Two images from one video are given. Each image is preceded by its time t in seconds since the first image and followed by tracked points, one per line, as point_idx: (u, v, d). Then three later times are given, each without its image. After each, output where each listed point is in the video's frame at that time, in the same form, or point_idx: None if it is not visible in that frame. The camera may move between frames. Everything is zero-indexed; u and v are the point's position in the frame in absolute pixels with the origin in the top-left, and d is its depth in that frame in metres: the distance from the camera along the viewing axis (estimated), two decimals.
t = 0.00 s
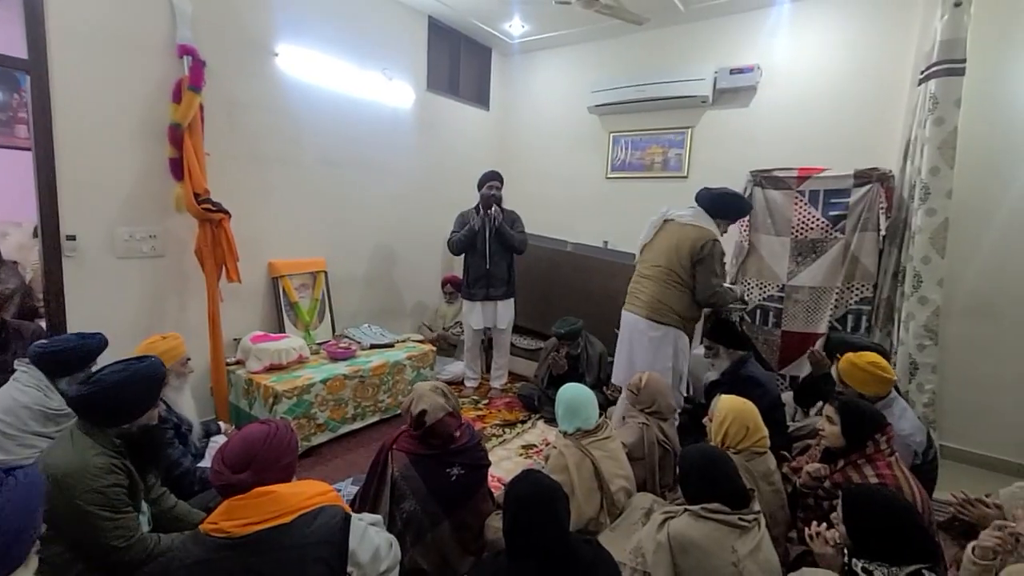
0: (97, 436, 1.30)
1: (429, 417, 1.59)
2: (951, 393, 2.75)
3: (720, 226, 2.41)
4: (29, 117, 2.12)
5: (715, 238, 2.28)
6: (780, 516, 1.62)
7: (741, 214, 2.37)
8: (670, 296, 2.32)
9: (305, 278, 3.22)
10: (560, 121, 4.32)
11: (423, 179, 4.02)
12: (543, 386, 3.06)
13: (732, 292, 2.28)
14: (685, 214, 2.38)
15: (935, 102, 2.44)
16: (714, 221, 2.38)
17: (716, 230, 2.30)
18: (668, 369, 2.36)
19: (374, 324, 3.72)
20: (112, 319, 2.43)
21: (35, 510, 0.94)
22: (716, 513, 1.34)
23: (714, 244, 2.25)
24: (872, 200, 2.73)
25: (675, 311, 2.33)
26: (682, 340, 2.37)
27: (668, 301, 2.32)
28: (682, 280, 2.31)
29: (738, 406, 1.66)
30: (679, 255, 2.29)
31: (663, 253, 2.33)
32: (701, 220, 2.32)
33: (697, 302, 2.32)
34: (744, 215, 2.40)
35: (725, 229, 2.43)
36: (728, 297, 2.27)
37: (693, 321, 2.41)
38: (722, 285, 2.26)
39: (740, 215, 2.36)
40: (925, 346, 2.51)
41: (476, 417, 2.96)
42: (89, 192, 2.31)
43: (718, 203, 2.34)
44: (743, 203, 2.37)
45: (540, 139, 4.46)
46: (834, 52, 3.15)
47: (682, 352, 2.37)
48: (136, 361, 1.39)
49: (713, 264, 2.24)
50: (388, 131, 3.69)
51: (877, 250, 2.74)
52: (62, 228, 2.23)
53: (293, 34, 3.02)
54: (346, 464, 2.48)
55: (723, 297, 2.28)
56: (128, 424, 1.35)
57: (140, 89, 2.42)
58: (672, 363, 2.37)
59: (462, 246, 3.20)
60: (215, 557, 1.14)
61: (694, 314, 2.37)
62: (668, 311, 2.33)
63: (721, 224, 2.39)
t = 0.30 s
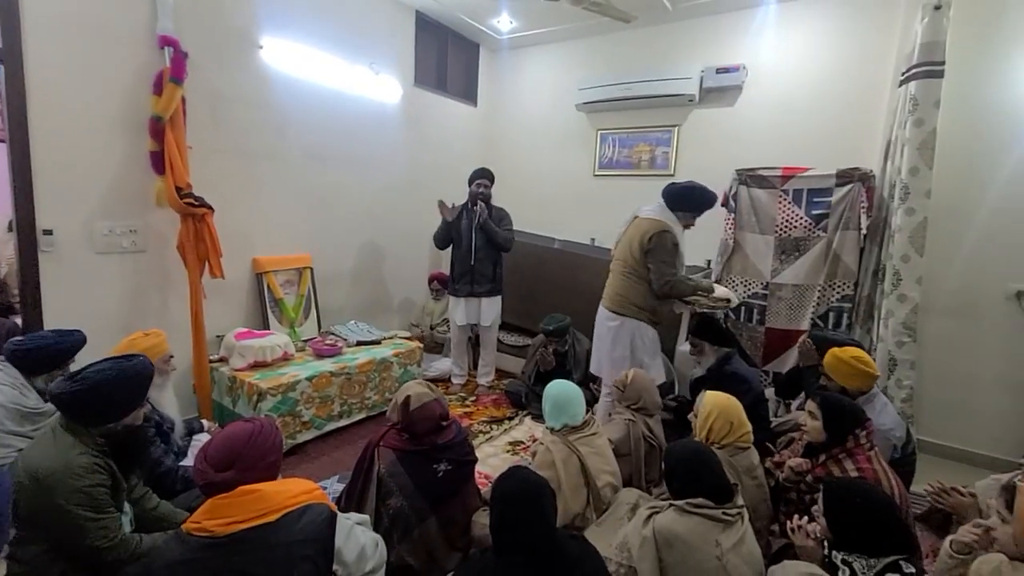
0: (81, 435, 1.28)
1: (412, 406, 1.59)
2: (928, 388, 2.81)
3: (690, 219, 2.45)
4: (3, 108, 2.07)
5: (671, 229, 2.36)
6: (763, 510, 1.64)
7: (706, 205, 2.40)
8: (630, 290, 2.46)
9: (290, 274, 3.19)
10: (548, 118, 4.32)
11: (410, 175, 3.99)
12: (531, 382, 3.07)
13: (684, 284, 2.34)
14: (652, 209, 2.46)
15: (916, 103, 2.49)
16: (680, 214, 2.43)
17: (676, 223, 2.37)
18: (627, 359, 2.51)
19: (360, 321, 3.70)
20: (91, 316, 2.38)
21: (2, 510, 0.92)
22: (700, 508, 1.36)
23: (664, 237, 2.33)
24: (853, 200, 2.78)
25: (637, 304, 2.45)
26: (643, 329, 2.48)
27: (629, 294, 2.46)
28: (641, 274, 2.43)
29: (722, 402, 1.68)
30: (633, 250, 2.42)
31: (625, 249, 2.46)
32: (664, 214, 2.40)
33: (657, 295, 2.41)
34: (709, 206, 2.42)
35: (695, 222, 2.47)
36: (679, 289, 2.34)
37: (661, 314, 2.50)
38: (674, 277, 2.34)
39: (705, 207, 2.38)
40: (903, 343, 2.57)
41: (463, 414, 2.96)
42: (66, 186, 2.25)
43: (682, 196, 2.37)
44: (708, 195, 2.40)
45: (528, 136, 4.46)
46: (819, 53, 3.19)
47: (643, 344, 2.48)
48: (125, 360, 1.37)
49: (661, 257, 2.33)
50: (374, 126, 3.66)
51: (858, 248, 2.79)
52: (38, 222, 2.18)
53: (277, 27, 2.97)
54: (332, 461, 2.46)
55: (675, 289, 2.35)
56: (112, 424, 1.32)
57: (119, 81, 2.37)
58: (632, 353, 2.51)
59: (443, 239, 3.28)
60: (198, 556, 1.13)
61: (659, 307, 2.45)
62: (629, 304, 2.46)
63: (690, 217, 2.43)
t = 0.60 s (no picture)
0: (47, 435, 1.24)
1: (393, 401, 1.61)
2: (897, 381, 2.90)
3: (654, 212, 2.48)
4: None
5: (630, 221, 2.40)
6: (739, 501, 1.68)
7: (670, 197, 2.42)
8: (595, 281, 2.52)
9: (269, 268, 3.13)
10: (531, 113, 4.32)
11: (392, 169, 3.95)
12: (513, 377, 3.08)
13: (638, 274, 2.37)
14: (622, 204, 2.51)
15: (889, 104, 2.55)
16: (644, 207, 2.47)
17: (636, 215, 2.41)
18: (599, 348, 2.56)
19: (341, 316, 3.66)
20: (60, 311, 2.31)
21: None
22: (679, 500, 1.38)
23: (619, 229, 2.38)
24: (828, 198, 2.84)
25: (602, 295, 2.51)
26: (611, 319, 2.51)
27: (593, 285, 2.53)
28: (604, 265, 2.49)
29: (702, 395, 1.72)
30: (596, 241, 2.50)
31: (591, 241, 2.55)
32: (628, 206, 2.44)
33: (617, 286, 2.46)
34: (673, 198, 2.44)
35: (660, 214, 2.50)
36: (633, 279, 2.36)
37: (628, 306, 2.52)
38: (629, 267, 2.37)
39: (668, 200, 2.40)
40: (874, 337, 2.64)
41: (445, 409, 2.95)
42: (32, 176, 2.18)
43: (644, 189, 2.41)
44: (671, 187, 2.42)
45: (510, 131, 4.45)
46: (797, 53, 3.25)
47: (609, 332, 2.51)
48: (95, 356, 1.34)
49: (615, 248, 2.38)
50: (355, 119, 3.61)
51: (832, 245, 2.86)
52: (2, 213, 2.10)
53: (255, 16, 2.90)
54: (312, 458, 2.43)
55: (631, 279, 2.37)
56: (83, 422, 1.28)
57: (89, 68, 2.29)
58: (600, 341, 2.55)
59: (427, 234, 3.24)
60: (174, 556, 1.11)
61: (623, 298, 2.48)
62: (595, 295, 2.52)
63: (654, 210, 2.46)
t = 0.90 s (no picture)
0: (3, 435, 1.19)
1: (371, 396, 1.60)
2: (863, 373, 3.01)
3: (624, 208, 2.49)
4: None
5: (595, 216, 2.41)
6: (713, 491, 1.72)
7: (637, 193, 2.42)
8: (563, 275, 2.55)
9: (241, 262, 3.06)
10: (510, 108, 4.31)
11: (368, 162, 3.89)
12: (491, 372, 3.08)
13: (598, 269, 2.38)
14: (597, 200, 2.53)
15: (858, 104, 2.62)
16: (614, 203, 2.48)
17: (602, 210, 2.43)
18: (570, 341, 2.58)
19: (317, 311, 3.60)
20: (19, 306, 2.21)
21: None
22: (655, 491, 1.41)
23: (583, 223, 2.40)
24: (799, 195, 2.92)
25: (569, 289, 2.53)
26: (575, 312, 2.53)
27: (560, 277, 2.57)
28: (572, 259, 2.51)
29: (680, 388, 1.75)
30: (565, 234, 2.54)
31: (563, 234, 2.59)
32: (598, 201, 2.47)
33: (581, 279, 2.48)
34: (642, 195, 2.44)
35: (630, 210, 2.50)
36: (592, 273, 2.38)
37: (596, 301, 2.52)
38: (589, 261, 2.38)
39: (635, 196, 2.40)
40: (842, 331, 2.73)
41: (423, 404, 2.94)
42: None
43: (614, 185, 2.42)
44: (639, 184, 2.42)
45: (489, 125, 4.43)
46: (771, 52, 3.31)
47: (573, 325, 2.54)
48: (47, 352, 1.30)
49: (578, 242, 2.41)
50: (330, 110, 3.54)
51: (803, 241, 2.93)
52: None
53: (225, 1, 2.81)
54: (287, 455, 2.40)
55: (593, 274, 2.38)
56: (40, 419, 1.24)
57: (49, 51, 2.19)
58: (564, 334, 2.58)
59: (408, 230, 3.16)
60: (142, 557, 1.08)
61: (589, 293, 2.49)
62: (561, 287, 2.56)
63: (623, 206, 2.47)
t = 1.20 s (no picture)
0: None
1: (349, 391, 1.58)
2: (833, 365, 3.10)
3: (596, 207, 2.48)
4: None
5: (565, 213, 2.41)
6: (689, 482, 1.75)
7: (610, 194, 2.41)
8: (534, 269, 2.55)
9: (213, 256, 2.98)
10: (488, 102, 4.29)
11: (345, 155, 3.83)
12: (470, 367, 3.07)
13: (565, 266, 2.38)
14: (573, 198, 2.52)
15: (829, 103, 2.69)
16: (587, 202, 2.47)
17: (572, 207, 2.44)
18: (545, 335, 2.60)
19: (292, 305, 3.54)
20: None
21: None
22: (632, 482, 1.43)
23: (553, 219, 2.40)
24: (773, 191, 2.98)
25: (538, 284, 2.53)
26: (541, 306, 2.53)
27: (530, 271, 2.58)
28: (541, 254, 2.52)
29: (665, 382, 1.77)
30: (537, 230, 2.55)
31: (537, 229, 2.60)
32: (570, 199, 2.47)
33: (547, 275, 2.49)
34: (615, 196, 2.43)
35: (603, 211, 2.48)
36: (556, 270, 2.39)
37: (562, 297, 2.52)
38: (554, 258, 2.39)
39: (606, 196, 2.39)
40: (812, 324, 2.81)
41: (402, 400, 2.92)
42: None
43: (587, 183, 2.42)
44: (612, 184, 2.41)
45: (468, 119, 4.40)
46: (747, 51, 3.36)
47: (537, 319, 2.55)
48: (5, 349, 1.25)
49: (547, 238, 2.41)
50: (306, 100, 3.46)
51: (776, 237, 3.00)
52: None
53: None
54: (262, 453, 2.36)
55: (556, 270, 2.39)
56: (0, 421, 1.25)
57: (6, 35, 2.08)
58: (529, 327, 2.58)
59: (389, 226, 3.11)
60: (110, 559, 1.05)
61: (556, 289, 2.49)
62: (529, 281, 2.58)
63: (595, 205, 2.46)
